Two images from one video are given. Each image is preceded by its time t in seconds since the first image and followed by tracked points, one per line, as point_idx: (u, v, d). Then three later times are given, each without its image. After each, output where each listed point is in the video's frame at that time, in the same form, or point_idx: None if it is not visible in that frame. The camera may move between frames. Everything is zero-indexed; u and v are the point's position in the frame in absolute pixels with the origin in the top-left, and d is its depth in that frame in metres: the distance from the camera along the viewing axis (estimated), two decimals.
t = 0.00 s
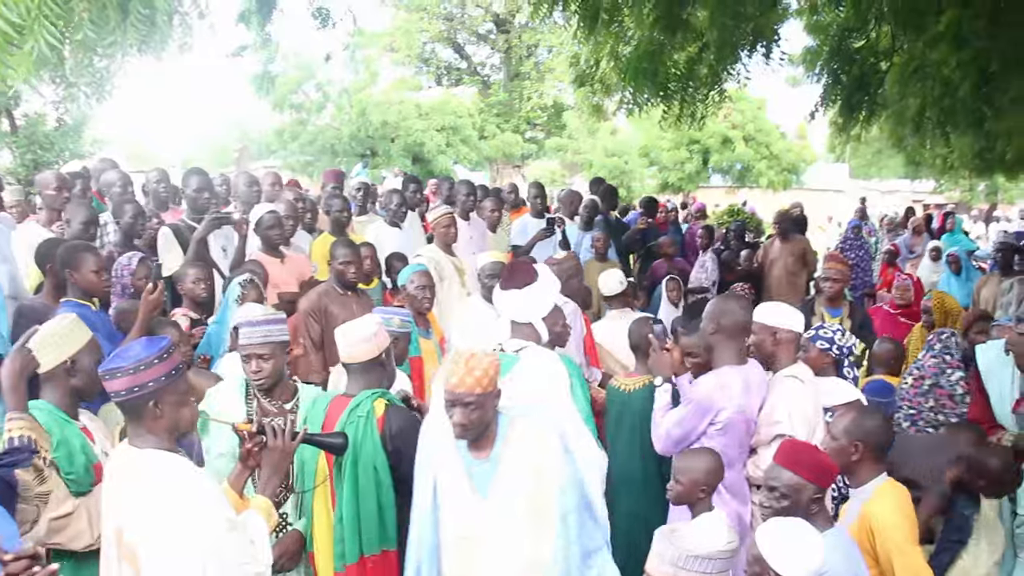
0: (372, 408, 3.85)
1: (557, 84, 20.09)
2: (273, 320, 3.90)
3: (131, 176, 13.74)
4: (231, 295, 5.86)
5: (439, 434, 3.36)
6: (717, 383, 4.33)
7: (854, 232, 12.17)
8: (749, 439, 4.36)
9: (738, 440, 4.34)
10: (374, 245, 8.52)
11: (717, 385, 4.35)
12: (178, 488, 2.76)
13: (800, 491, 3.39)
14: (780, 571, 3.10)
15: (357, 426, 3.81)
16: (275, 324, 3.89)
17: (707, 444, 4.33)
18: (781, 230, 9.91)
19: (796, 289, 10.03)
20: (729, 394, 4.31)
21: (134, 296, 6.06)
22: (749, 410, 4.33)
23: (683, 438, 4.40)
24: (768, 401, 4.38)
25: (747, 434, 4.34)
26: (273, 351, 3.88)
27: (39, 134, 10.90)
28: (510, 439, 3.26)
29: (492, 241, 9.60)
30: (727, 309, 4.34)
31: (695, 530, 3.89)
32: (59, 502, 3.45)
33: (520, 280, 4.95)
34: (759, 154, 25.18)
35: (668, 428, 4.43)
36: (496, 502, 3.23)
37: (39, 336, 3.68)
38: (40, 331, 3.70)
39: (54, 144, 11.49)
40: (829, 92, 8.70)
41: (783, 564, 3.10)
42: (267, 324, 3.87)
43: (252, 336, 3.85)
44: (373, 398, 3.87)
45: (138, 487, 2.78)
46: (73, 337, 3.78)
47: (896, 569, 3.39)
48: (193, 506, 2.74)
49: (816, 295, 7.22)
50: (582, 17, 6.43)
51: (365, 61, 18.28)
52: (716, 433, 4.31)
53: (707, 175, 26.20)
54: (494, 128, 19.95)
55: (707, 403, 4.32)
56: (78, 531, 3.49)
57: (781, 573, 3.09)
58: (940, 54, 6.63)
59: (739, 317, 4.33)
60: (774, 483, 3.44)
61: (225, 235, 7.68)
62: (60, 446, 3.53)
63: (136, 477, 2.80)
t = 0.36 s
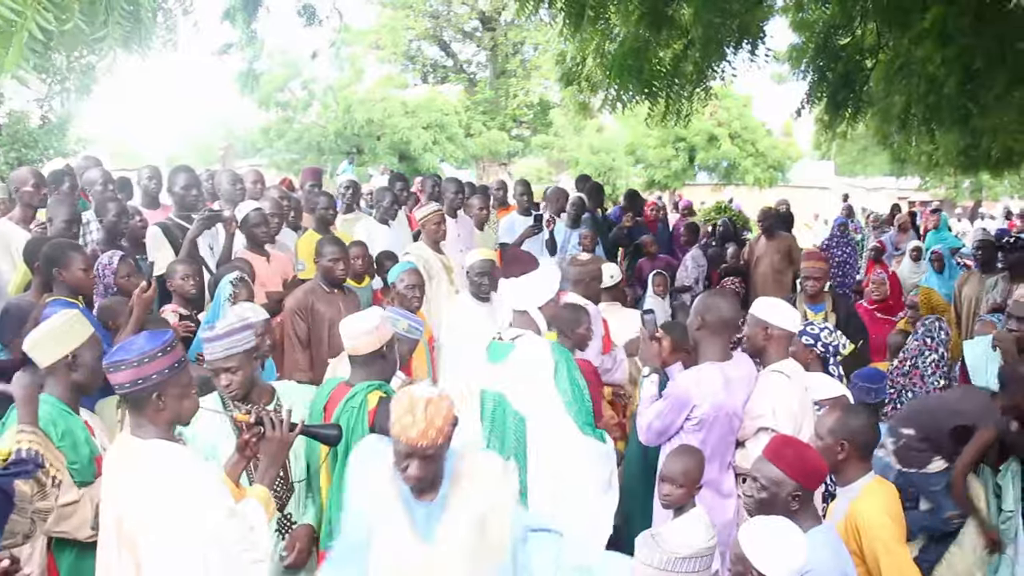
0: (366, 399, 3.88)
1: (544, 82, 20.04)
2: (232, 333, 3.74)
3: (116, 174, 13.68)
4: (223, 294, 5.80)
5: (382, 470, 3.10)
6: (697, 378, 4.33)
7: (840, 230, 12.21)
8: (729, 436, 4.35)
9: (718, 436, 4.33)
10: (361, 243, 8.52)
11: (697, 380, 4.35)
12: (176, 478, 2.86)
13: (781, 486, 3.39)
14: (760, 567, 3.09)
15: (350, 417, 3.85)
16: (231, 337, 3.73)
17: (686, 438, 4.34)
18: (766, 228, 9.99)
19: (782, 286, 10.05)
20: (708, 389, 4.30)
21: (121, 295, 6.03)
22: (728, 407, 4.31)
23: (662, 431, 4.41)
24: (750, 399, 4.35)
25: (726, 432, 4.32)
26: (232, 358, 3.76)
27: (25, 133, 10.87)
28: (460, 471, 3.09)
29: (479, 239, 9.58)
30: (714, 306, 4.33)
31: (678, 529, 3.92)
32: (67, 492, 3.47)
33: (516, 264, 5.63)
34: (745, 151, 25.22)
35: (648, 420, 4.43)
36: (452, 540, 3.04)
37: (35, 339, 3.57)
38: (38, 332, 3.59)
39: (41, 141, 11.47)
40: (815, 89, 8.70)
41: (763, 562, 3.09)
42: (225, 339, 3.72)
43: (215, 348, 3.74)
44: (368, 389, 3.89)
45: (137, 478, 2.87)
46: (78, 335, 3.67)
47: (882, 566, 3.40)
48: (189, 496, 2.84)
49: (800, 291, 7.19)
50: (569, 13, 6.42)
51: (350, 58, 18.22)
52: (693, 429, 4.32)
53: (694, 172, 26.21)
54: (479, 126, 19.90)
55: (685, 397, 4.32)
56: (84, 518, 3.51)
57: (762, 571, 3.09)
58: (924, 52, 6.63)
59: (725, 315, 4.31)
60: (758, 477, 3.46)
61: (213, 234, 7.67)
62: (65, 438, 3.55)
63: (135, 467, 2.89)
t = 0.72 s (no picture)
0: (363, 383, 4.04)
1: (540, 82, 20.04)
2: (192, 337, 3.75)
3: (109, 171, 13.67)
4: (207, 294, 5.80)
5: (351, 457, 2.94)
6: (680, 380, 4.31)
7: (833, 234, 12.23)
8: (712, 439, 4.36)
9: (700, 438, 4.34)
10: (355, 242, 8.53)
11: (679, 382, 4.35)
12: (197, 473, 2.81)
13: (768, 486, 3.41)
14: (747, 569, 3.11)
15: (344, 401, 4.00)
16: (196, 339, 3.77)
17: (670, 441, 4.35)
18: (755, 230, 10.06)
19: (773, 288, 10.08)
20: (691, 392, 4.30)
21: (115, 294, 6.02)
22: (710, 411, 4.32)
23: (646, 432, 4.40)
24: (733, 401, 4.37)
25: (709, 434, 4.34)
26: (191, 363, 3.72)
27: (17, 130, 10.83)
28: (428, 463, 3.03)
29: (472, 239, 9.58)
30: (702, 310, 4.28)
31: (670, 533, 4.08)
32: (67, 488, 3.48)
33: (563, 270, 5.54)
34: (738, 154, 25.30)
35: (631, 422, 4.40)
36: (427, 536, 2.96)
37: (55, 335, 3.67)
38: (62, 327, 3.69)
39: (34, 139, 11.46)
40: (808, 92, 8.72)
41: (751, 564, 3.11)
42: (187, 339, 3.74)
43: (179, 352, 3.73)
44: (363, 374, 4.04)
45: (155, 472, 2.81)
46: (99, 332, 3.73)
47: (872, 568, 3.41)
48: (209, 492, 2.79)
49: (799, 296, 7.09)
50: (564, 15, 6.43)
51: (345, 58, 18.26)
52: (677, 431, 4.33)
53: (688, 175, 26.24)
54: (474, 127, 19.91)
55: (668, 399, 4.32)
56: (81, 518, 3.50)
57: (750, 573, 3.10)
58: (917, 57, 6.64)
59: (713, 319, 4.26)
60: (746, 476, 3.48)
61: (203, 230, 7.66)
62: (71, 437, 3.51)
63: (152, 461, 2.83)
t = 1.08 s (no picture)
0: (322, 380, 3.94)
1: (500, 81, 20.03)
2: (132, 346, 3.47)
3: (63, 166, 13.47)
4: (160, 293, 5.77)
5: (294, 473, 2.93)
6: (612, 378, 4.33)
7: (789, 235, 12.35)
8: (648, 436, 4.36)
9: (635, 436, 4.36)
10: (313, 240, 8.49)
11: (616, 380, 4.34)
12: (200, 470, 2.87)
13: (725, 485, 3.43)
14: (704, 570, 3.13)
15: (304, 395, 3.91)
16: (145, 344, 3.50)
17: (605, 436, 4.40)
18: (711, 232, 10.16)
19: (730, 287, 10.17)
20: (624, 390, 4.31)
21: (71, 292, 5.94)
22: (647, 409, 4.32)
23: (586, 428, 4.44)
24: (675, 402, 4.36)
25: (644, 432, 4.34)
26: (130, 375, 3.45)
27: None
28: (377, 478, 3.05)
29: (432, 239, 9.58)
30: (646, 310, 4.26)
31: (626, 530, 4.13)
32: (31, 487, 3.62)
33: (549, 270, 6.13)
34: (697, 154, 25.47)
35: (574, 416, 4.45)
36: (370, 553, 3.03)
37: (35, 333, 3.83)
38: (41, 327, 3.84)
39: None
40: (765, 94, 8.78)
41: (705, 563, 3.14)
42: (130, 346, 3.46)
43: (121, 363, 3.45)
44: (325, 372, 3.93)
45: (158, 467, 2.88)
46: (80, 332, 3.89)
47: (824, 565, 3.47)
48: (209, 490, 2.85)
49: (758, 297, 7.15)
50: (524, 14, 6.43)
51: (305, 55, 18.15)
52: (612, 428, 4.36)
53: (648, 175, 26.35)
54: (434, 125, 19.87)
55: (600, 396, 4.35)
56: (46, 516, 3.66)
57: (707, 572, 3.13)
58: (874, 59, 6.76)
59: (658, 321, 4.25)
60: (703, 476, 3.49)
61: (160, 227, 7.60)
62: (37, 434, 3.63)
63: (155, 456, 2.90)
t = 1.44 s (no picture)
0: (322, 386, 4.08)
1: (480, 85, 20.01)
2: (147, 347, 3.38)
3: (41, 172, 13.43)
4: (138, 295, 5.77)
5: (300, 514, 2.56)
6: (577, 379, 4.25)
7: (770, 236, 12.42)
8: (604, 444, 4.22)
9: (590, 441, 4.24)
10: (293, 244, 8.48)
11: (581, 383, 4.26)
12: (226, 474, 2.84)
13: (709, 487, 3.42)
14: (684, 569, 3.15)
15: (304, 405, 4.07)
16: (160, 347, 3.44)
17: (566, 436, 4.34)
18: (694, 232, 10.24)
19: (711, 287, 10.22)
20: (583, 393, 4.22)
21: (52, 296, 5.94)
22: (604, 415, 4.20)
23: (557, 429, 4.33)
24: (638, 410, 4.20)
25: (600, 438, 4.21)
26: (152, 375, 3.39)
27: None
28: (341, 542, 2.58)
29: (413, 243, 9.58)
30: (614, 314, 4.23)
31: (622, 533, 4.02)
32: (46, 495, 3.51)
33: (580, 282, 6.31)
34: (677, 156, 25.50)
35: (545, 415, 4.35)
36: None
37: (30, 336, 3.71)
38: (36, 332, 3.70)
39: None
40: (743, 95, 8.84)
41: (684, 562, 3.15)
42: (151, 346, 3.39)
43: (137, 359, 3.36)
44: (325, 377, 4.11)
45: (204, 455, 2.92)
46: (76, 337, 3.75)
47: (806, 564, 3.48)
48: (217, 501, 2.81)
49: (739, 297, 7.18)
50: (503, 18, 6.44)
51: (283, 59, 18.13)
52: (576, 432, 4.26)
53: (628, 177, 26.42)
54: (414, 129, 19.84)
55: (561, 398, 4.28)
56: (60, 524, 3.57)
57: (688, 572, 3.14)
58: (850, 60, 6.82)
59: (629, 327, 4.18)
60: (686, 478, 3.49)
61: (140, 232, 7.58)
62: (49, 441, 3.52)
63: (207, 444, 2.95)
